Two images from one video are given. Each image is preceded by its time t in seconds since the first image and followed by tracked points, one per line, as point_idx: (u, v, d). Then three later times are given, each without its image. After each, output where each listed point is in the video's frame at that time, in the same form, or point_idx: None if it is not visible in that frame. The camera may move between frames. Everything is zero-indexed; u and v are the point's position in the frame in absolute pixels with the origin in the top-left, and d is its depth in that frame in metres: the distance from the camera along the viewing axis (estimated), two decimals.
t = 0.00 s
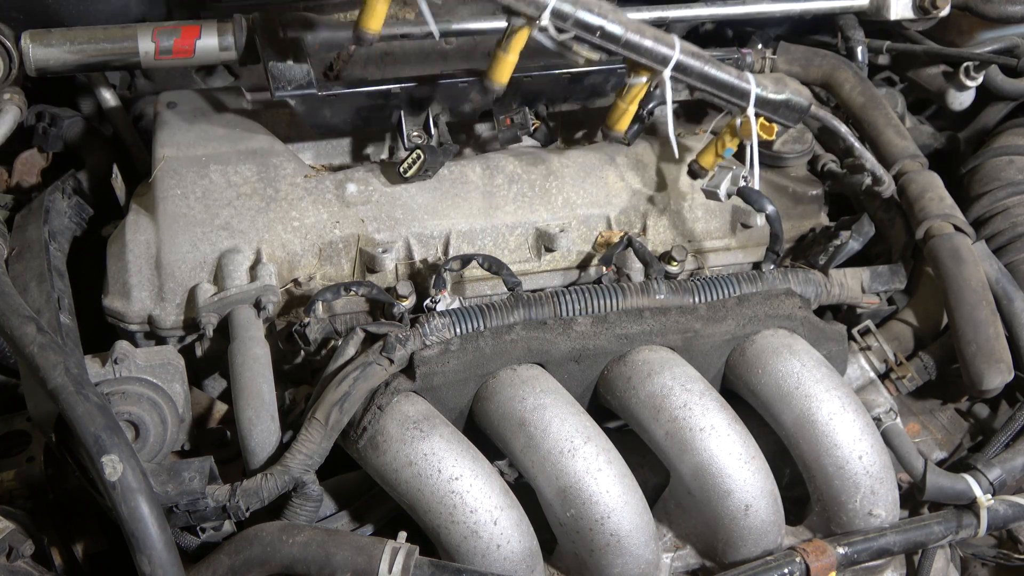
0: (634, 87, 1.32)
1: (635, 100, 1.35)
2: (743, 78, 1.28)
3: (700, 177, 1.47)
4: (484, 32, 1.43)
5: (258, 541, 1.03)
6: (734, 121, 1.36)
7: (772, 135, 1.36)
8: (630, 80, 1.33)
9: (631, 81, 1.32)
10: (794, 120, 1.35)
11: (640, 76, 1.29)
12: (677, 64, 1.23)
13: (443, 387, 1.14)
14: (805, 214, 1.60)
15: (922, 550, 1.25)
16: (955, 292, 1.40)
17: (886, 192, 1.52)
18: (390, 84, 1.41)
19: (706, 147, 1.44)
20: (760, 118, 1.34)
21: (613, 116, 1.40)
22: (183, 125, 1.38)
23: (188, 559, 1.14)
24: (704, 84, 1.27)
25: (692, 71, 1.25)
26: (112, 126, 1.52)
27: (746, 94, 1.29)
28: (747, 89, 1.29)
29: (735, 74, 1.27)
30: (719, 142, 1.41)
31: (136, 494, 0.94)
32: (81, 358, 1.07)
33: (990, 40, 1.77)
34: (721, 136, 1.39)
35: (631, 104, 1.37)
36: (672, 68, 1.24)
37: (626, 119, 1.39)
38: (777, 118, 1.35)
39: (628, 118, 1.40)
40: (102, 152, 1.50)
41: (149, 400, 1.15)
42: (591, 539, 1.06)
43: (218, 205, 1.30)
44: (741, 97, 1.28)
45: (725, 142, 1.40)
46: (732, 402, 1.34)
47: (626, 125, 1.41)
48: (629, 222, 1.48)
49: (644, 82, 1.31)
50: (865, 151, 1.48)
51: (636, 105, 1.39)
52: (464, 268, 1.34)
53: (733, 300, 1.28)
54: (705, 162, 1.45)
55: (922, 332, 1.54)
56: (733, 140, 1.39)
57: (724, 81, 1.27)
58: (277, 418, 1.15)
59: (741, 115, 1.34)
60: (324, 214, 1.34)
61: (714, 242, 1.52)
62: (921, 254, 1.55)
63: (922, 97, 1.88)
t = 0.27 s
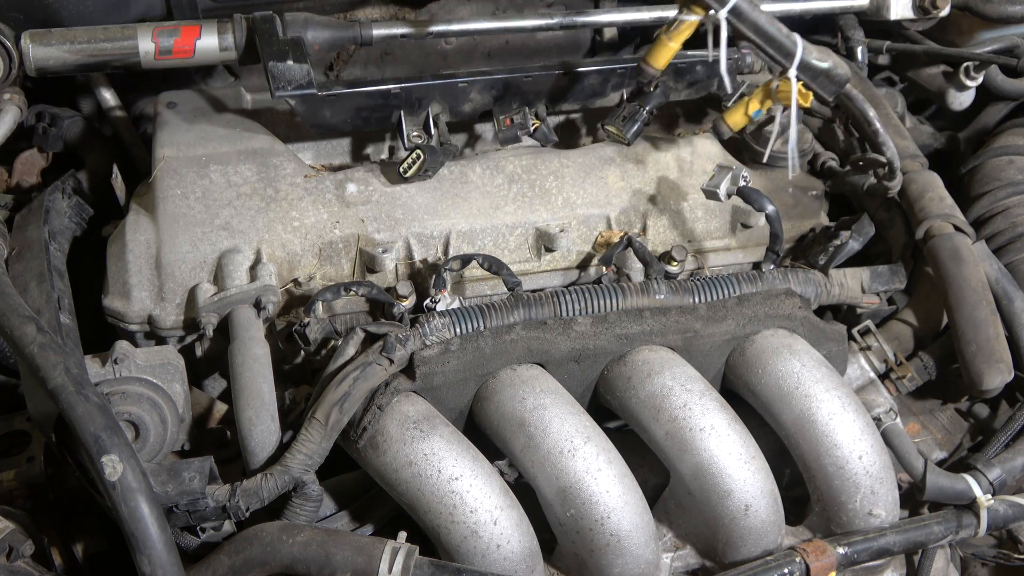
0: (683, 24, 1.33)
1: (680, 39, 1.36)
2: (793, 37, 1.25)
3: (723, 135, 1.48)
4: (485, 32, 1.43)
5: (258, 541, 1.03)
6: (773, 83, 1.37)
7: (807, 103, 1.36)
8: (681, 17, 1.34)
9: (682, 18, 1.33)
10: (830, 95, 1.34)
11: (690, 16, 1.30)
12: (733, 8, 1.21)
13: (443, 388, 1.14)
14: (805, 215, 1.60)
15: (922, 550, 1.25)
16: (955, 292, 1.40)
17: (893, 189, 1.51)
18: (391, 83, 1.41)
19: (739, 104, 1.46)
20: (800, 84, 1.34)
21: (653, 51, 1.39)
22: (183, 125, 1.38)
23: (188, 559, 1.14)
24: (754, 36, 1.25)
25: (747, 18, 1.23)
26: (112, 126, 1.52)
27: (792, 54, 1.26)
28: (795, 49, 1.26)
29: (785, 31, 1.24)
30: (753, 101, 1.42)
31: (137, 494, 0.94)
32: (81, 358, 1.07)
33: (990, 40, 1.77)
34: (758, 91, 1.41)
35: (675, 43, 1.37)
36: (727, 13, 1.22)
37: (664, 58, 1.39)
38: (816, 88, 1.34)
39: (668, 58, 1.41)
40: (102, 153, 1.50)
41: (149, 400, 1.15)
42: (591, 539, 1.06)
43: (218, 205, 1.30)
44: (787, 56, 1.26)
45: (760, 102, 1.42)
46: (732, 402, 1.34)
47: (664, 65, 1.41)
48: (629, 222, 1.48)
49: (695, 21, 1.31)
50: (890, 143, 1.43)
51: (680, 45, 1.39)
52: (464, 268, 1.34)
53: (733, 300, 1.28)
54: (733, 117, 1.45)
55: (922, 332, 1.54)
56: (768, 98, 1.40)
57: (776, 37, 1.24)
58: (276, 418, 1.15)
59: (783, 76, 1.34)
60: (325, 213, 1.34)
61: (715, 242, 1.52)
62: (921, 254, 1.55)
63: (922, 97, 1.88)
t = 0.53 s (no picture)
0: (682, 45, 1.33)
1: (679, 61, 1.36)
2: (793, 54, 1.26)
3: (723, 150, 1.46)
4: (485, 32, 1.43)
5: (258, 541, 1.03)
6: (772, 99, 1.36)
7: (808, 118, 1.35)
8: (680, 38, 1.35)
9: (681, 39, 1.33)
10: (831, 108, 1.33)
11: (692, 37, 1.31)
12: (734, 28, 1.21)
13: (443, 387, 1.14)
14: (805, 215, 1.60)
15: (922, 550, 1.25)
16: (955, 292, 1.40)
17: (895, 192, 1.49)
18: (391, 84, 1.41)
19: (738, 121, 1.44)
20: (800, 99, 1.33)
21: (652, 74, 1.40)
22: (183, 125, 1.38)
23: (188, 559, 1.14)
24: (754, 53, 1.25)
25: (747, 37, 1.23)
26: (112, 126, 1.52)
27: (792, 70, 1.27)
28: (795, 65, 1.27)
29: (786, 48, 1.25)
30: (753, 116, 1.40)
31: (137, 494, 0.94)
32: (81, 358, 1.07)
33: (990, 40, 1.77)
34: (758, 108, 1.39)
35: (674, 65, 1.38)
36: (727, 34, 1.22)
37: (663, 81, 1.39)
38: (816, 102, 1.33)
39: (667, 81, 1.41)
40: (102, 153, 1.50)
41: (149, 400, 1.15)
42: (591, 539, 1.06)
43: (218, 205, 1.30)
44: (787, 72, 1.26)
45: (760, 117, 1.40)
46: (732, 402, 1.34)
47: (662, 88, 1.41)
48: (629, 222, 1.48)
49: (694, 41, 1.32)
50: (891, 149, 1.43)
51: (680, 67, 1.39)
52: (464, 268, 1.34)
53: (733, 300, 1.28)
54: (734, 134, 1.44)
55: (922, 331, 1.54)
56: (768, 114, 1.39)
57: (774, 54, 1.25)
58: (276, 418, 1.15)
59: (782, 93, 1.33)
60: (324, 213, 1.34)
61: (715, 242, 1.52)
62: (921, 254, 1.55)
63: (922, 97, 1.88)
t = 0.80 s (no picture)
0: (658, 59, 1.33)
1: (655, 74, 1.36)
2: (765, 62, 1.29)
3: (709, 162, 1.44)
4: (484, 32, 1.43)
5: (258, 541, 1.03)
6: (751, 107, 1.36)
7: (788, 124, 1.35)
8: (653, 53, 1.35)
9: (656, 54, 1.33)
10: (810, 113, 1.36)
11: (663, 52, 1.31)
12: (703, 41, 1.25)
13: (443, 387, 1.14)
14: (805, 215, 1.60)
15: (922, 550, 1.25)
16: (955, 292, 1.40)
17: (891, 193, 1.51)
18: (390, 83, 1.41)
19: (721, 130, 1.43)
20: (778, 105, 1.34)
21: (630, 91, 1.39)
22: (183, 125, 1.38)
23: (188, 559, 1.14)
24: (727, 65, 1.28)
25: (715, 48, 1.27)
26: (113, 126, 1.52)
27: (768, 78, 1.30)
28: (769, 73, 1.30)
29: (758, 58, 1.28)
30: (734, 125, 1.40)
31: (137, 494, 0.94)
32: (81, 358, 1.07)
33: (990, 40, 1.77)
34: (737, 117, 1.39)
35: (650, 79, 1.37)
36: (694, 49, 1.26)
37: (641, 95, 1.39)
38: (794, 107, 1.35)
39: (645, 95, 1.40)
40: (102, 152, 1.50)
41: (149, 400, 1.15)
42: (591, 539, 1.06)
43: (218, 205, 1.30)
44: (762, 80, 1.29)
45: (741, 125, 1.39)
46: (732, 402, 1.34)
47: (641, 102, 1.41)
48: (629, 222, 1.48)
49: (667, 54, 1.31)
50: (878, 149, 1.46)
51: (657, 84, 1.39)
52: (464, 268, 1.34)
53: (733, 300, 1.28)
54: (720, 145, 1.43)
55: (922, 331, 1.54)
56: (749, 122, 1.38)
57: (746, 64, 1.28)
58: (277, 418, 1.15)
59: (760, 100, 1.34)
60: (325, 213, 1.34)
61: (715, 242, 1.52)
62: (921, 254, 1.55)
63: (922, 97, 1.88)
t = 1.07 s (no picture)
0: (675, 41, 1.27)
1: (673, 53, 1.31)
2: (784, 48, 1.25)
3: (721, 147, 1.47)
4: (484, 32, 1.43)
5: (258, 541, 1.03)
6: (767, 94, 1.34)
7: (802, 112, 1.33)
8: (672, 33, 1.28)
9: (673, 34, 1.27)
10: (825, 103, 1.33)
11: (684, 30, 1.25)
12: (726, 22, 1.19)
13: (443, 387, 1.14)
14: (805, 215, 1.60)
15: (922, 550, 1.25)
16: (955, 292, 1.40)
17: (892, 192, 1.50)
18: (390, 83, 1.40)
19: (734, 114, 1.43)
20: (794, 94, 1.31)
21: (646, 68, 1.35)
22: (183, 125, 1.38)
23: (188, 559, 1.14)
24: (746, 49, 1.24)
25: (738, 30, 1.21)
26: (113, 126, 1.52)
27: (786, 66, 1.26)
28: (788, 61, 1.26)
29: (779, 44, 1.24)
30: (747, 112, 1.39)
31: (137, 494, 0.94)
32: (81, 358, 1.07)
33: (990, 40, 1.77)
34: (752, 103, 1.38)
35: (667, 57, 1.32)
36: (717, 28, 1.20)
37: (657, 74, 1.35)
38: (810, 97, 1.32)
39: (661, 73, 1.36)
40: (102, 152, 1.50)
41: (149, 400, 1.15)
42: (591, 539, 1.06)
43: (218, 205, 1.30)
44: (781, 67, 1.25)
45: (755, 112, 1.38)
46: (732, 402, 1.34)
47: (657, 79, 1.37)
48: (629, 222, 1.48)
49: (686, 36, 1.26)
50: (888, 148, 1.42)
51: (673, 61, 1.35)
52: (464, 268, 1.34)
53: (733, 300, 1.28)
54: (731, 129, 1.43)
55: (922, 331, 1.54)
56: (763, 110, 1.37)
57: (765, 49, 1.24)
58: (277, 418, 1.15)
59: (776, 88, 1.31)
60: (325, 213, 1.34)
61: (715, 242, 1.52)
62: (921, 254, 1.55)
63: (922, 97, 1.88)
